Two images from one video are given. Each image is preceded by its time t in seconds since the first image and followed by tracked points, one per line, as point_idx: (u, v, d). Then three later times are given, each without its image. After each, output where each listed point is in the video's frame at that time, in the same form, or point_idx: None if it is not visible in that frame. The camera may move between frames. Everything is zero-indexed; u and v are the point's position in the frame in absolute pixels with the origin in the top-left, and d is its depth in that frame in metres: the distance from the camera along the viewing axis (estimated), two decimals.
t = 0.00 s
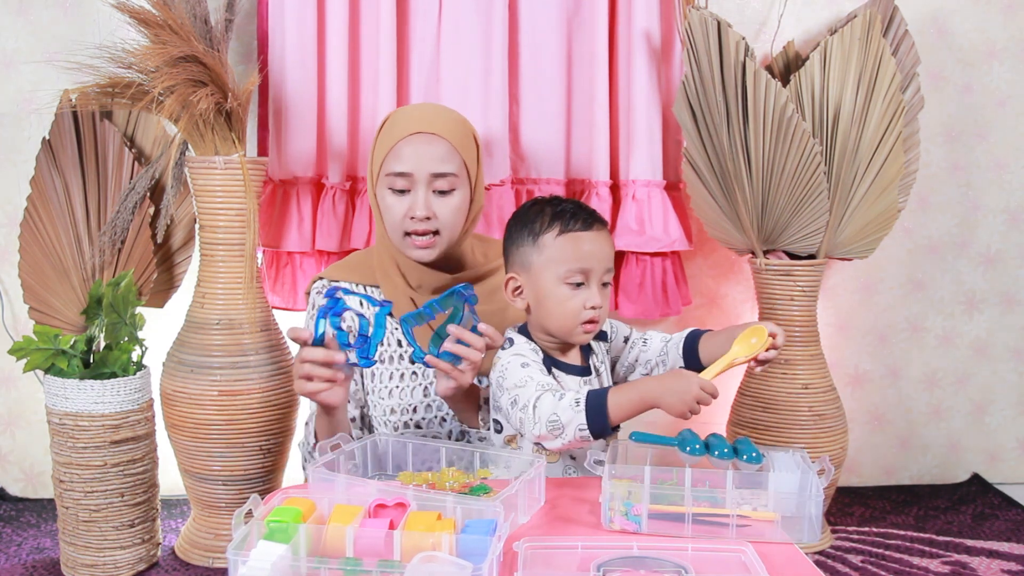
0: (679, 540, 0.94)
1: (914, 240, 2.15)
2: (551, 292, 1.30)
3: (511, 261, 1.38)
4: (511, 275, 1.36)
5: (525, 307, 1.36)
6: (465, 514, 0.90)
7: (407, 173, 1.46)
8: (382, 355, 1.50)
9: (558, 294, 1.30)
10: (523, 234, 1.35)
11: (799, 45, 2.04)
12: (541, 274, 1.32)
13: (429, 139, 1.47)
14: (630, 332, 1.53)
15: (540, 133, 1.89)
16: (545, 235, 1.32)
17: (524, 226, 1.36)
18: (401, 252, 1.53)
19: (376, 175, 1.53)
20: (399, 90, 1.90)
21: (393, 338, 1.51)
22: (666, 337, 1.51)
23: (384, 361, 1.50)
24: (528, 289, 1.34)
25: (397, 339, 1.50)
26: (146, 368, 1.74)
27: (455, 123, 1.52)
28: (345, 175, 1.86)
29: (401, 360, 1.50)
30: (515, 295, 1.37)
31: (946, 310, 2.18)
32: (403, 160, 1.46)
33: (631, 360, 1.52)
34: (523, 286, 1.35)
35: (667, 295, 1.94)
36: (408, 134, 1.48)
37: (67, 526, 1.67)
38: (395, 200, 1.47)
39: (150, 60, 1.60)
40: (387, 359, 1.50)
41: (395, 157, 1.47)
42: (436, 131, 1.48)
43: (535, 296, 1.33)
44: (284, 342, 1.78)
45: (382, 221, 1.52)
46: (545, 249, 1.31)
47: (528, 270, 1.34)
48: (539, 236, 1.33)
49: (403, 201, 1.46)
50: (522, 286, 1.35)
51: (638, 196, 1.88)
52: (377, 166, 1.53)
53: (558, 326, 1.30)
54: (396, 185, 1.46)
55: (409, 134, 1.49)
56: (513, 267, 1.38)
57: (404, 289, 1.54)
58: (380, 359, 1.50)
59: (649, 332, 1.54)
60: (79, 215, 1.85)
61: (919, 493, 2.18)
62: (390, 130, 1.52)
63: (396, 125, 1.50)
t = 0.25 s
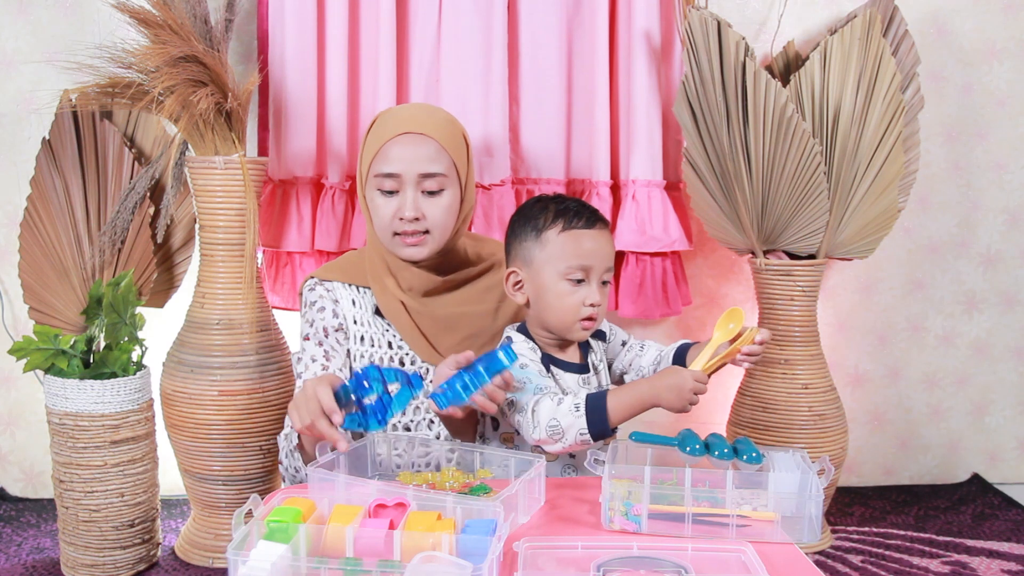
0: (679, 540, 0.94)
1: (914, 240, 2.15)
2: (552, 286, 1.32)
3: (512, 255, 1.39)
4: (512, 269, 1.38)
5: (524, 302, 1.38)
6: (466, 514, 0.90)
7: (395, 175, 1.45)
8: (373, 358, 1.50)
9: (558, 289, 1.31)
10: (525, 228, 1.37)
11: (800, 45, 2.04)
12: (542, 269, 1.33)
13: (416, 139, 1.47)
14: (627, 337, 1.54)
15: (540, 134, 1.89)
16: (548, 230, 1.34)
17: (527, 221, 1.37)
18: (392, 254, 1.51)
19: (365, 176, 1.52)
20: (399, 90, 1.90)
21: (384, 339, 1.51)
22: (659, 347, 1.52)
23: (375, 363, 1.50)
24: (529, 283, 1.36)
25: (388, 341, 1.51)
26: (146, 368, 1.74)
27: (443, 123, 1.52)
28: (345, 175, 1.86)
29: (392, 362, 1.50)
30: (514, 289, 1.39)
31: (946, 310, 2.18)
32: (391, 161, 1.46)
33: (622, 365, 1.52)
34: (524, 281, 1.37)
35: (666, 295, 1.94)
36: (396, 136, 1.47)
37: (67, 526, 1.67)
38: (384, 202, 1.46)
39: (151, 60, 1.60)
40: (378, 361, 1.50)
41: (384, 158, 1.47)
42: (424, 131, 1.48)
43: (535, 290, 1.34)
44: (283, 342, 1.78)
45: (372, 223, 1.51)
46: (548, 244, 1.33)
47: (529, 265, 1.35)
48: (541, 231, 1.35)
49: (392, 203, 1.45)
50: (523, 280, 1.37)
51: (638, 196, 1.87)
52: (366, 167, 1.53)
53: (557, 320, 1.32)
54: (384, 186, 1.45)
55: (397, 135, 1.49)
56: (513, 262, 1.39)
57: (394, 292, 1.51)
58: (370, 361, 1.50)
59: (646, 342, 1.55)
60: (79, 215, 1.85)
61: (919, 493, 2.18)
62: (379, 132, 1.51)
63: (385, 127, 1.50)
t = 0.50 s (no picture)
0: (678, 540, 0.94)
1: (914, 241, 2.15)
2: (554, 283, 1.35)
3: (515, 249, 1.42)
4: (513, 264, 1.40)
5: (523, 297, 1.40)
6: (466, 514, 0.90)
7: (388, 177, 1.45)
8: (368, 361, 1.49)
9: (559, 287, 1.34)
10: (529, 224, 1.40)
11: (799, 45, 2.04)
12: (545, 266, 1.36)
13: (407, 141, 1.47)
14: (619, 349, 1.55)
15: (540, 134, 1.89)
16: (552, 228, 1.36)
17: (530, 218, 1.40)
18: (385, 257, 1.51)
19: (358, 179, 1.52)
20: (399, 90, 1.90)
21: (381, 343, 1.51)
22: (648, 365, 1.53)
23: (369, 366, 1.49)
24: (529, 279, 1.39)
25: (383, 344, 1.51)
26: (146, 368, 1.74)
27: (434, 123, 1.52)
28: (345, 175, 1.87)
29: (387, 366, 1.50)
30: (515, 284, 1.42)
31: (946, 310, 2.18)
32: (383, 164, 1.46)
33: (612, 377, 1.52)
34: (525, 276, 1.40)
35: (666, 295, 1.94)
36: (388, 138, 1.47)
37: (67, 526, 1.67)
38: (376, 205, 1.46)
39: (151, 61, 1.60)
40: (372, 364, 1.49)
41: (376, 160, 1.46)
42: (415, 133, 1.48)
43: (537, 286, 1.37)
44: (283, 342, 1.78)
45: (365, 226, 1.51)
46: (551, 242, 1.36)
47: (532, 261, 1.38)
48: (545, 228, 1.37)
49: (384, 205, 1.45)
50: (524, 276, 1.40)
51: (638, 196, 1.87)
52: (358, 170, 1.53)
53: (556, 318, 1.35)
54: (376, 189, 1.45)
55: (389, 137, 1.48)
56: (515, 257, 1.42)
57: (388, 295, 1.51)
58: (364, 364, 1.49)
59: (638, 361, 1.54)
60: (79, 214, 1.85)
61: (919, 493, 2.18)
62: (370, 134, 1.51)
63: (377, 130, 1.50)
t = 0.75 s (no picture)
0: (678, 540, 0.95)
1: (915, 241, 2.15)
2: (552, 283, 1.35)
3: (513, 248, 1.42)
4: (512, 263, 1.41)
5: (521, 296, 1.41)
6: (466, 514, 0.90)
7: (390, 177, 1.45)
8: (368, 360, 1.49)
9: (557, 286, 1.35)
10: (528, 224, 1.40)
11: (799, 45, 2.04)
12: (543, 265, 1.36)
13: (408, 141, 1.47)
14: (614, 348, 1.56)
15: (540, 134, 1.89)
16: (551, 227, 1.37)
17: (529, 217, 1.40)
18: (387, 257, 1.51)
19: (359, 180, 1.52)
20: (399, 90, 1.90)
21: (381, 342, 1.51)
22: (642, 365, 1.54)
23: (369, 365, 1.49)
24: (527, 279, 1.39)
25: (384, 343, 1.51)
26: (146, 368, 1.74)
27: (435, 123, 1.52)
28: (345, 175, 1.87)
29: (387, 365, 1.50)
30: (513, 283, 1.42)
31: (946, 310, 2.18)
32: (384, 164, 1.45)
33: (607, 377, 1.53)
34: (523, 275, 1.40)
35: (667, 295, 1.94)
36: (389, 138, 1.47)
37: (67, 526, 1.67)
38: (378, 205, 1.46)
39: (151, 60, 1.60)
40: (373, 363, 1.49)
41: (377, 161, 1.46)
42: (416, 133, 1.48)
43: (535, 285, 1.37)
44: (283, 341, 1.78)
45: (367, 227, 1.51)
46: (551, 242, 1.36)
47: (530, 260, 1.38)
48: (545, 227, 1.37)
49: (386, 206, 1.45)
50: (523, 275, 1.40)
51: (638, 196, 1.87)
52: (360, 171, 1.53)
53: (553, 318, 1.35)
54: (378, 189, 1.45)
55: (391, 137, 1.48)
56: (514, 256, 1.42)
57: (389, 295, 1.51)
58: (365, 362, 1.49)
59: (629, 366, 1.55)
60: (79, 215, 1.85)
61: (919, 493, 2.18)
62: (371, 134, 1.51)
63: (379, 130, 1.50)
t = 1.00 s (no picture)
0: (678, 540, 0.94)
1: (915, 241, 2.15)
2: (548, 284, 1.35)
3: (511, 247, 1.42)
4: (509, 262, 1.41)
5: (517, 295, 1.41)
6: (466, 514, 0.90)
7: (400, 175, 1.45)
8: (370, 356, 1.50)
9: (553, 288, 1.35)
10: (526, 224, 1.39)
11: (799, 45, 2.04)
12: (540, 266, 1.36)
13: (422, 140, 1.47)
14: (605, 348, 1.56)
15: (540, 134, 1.89)
16: (550, 229, 1.36)
17: (527, 217, 1.40)
18: (391, 255, 1.51)
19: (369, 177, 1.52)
20: (399, 90, 1.90)
21: (382, 340, 1.51)
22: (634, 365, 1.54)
23: (370, 362, 1.50)
24: (524, 279, 1.39)
25: (385, 341, 1.52)
26: (146, 368, 1.74)
27: (449, 124, 1.52)
28: (345, 175, 1.86)
29: (388, 362, 1.51)
30: (511, 282, 1.42)
31: (946, 310, 2.18)
32: (396, 162, 1.46)
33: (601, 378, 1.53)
34: (519, 275, 1.40)
35: (667, 295, 1.94)
36: (403, 136, 1.47)
37: (67, 526, 1.67)
38: (387, 203, 1.46)
39: (150, 60, 1.60)
40: (374, 360, 1.50)
41: (389, 158, 1.47)
42: (431, 133, 1.48)
43: (531, 286, 1.37)
44: (284, 341, 1.78)
45: (374, 224, 1.51)
46: (548, 243, 1.36)
47: (527, 261, 1.38)
48: (543, 229, 1.37)
49: (395, 204, 1.45)
50: (519, 275, 1.40)
51: (638, 196, 1.87)
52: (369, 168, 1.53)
53: (548, 318, 1.36)
54: (388, 187, 1.46)
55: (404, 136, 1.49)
56: (511, 255, 1.42)
57: (393, 293, 1.51)
58: (366, 358, 1.50)
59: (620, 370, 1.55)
60: (79, 215, 1.85)
61: (919, 493, 2.18)
62: (383, 132, 1.51)
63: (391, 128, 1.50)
